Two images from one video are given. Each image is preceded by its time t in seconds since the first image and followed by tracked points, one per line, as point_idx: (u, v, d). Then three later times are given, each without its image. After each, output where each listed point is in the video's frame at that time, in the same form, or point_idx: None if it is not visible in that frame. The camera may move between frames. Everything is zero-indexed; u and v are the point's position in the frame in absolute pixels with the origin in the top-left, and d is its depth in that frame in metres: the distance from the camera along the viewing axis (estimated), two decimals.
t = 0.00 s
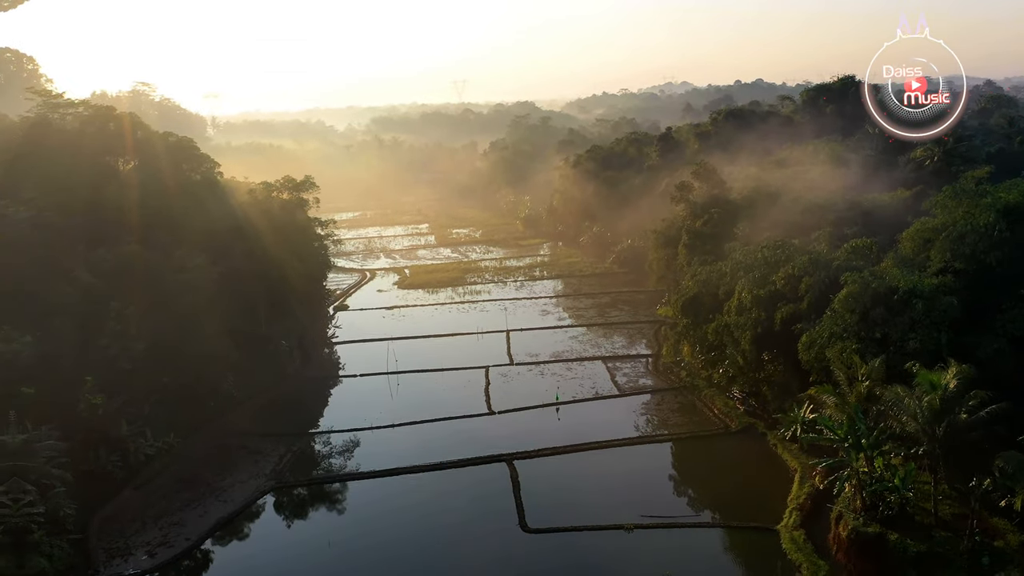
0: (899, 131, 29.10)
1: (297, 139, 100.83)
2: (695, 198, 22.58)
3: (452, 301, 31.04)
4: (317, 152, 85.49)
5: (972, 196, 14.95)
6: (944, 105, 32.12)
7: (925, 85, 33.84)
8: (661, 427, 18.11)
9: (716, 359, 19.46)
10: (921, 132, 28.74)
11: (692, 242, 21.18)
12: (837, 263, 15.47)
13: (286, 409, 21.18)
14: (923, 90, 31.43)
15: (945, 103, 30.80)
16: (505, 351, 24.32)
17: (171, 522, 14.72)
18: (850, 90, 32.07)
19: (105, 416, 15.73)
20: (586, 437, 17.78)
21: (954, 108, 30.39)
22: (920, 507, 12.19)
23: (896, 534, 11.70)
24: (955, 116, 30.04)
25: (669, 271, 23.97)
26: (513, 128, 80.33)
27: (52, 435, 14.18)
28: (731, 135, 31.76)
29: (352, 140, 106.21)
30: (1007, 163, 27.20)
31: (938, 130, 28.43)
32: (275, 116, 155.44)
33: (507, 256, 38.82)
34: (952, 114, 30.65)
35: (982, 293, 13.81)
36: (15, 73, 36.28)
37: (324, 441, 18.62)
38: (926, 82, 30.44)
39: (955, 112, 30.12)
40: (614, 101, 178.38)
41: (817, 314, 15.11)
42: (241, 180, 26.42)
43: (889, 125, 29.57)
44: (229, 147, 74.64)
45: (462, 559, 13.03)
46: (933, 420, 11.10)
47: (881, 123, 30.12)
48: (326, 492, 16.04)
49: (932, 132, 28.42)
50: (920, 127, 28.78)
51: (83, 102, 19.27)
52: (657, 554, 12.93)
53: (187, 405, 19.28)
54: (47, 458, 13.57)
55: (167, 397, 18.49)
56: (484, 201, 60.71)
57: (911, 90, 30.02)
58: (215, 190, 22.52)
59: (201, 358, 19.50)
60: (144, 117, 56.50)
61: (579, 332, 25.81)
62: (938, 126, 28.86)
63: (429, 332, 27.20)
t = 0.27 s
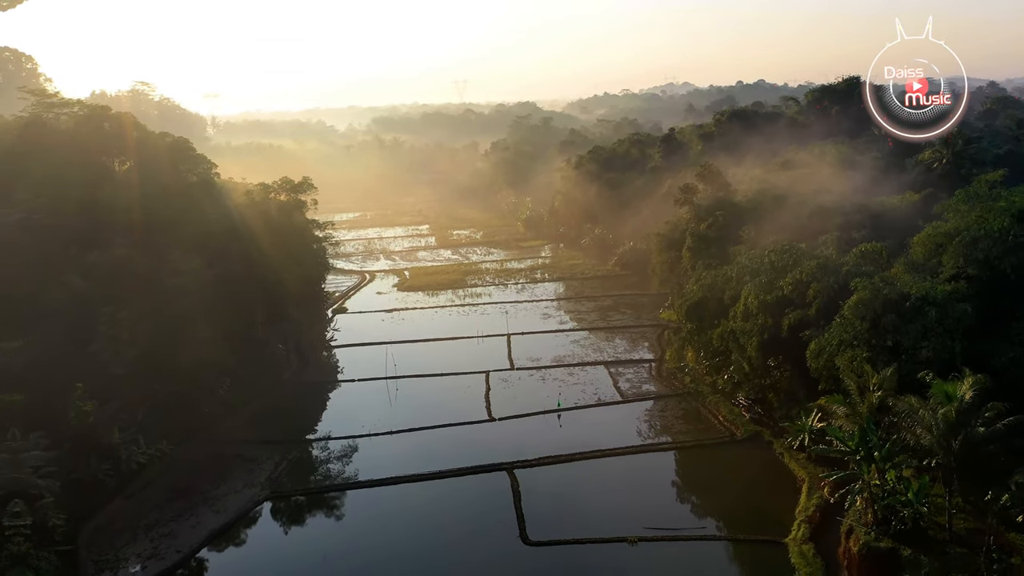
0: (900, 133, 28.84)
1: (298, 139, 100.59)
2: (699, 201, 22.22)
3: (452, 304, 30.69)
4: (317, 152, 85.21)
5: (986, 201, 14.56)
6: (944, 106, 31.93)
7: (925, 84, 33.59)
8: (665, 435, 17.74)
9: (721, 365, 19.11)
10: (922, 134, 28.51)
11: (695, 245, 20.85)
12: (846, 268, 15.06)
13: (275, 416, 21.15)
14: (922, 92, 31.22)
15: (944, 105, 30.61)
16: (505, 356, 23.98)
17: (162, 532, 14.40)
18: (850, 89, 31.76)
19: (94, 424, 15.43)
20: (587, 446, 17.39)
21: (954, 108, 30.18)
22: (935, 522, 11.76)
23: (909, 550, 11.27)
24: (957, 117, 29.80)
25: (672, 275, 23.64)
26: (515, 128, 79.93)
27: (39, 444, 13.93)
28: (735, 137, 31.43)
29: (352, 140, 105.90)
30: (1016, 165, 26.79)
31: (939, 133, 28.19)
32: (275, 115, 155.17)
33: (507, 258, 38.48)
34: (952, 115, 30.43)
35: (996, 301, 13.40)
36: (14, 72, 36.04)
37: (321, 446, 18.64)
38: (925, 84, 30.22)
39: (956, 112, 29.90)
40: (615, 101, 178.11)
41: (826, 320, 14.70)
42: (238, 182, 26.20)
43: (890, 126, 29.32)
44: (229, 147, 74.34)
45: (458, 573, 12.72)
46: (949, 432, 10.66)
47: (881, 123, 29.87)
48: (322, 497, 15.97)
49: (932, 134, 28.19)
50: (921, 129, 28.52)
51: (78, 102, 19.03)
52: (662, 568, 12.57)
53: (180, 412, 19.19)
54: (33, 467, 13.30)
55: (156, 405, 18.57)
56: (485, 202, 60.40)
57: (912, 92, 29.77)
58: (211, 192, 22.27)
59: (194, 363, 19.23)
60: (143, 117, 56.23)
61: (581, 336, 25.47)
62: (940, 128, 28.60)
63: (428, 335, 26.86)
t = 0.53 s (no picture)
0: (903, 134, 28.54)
1: (299, 137, 100.29)
2: (704, 204, 21.85)
3: (452, 306, 30.32)
4: (318, 151, 84.92)
5: (1001, 208, 14.18)
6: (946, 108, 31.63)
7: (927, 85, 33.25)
8: (668, 444, 17.36)
9: (725, 371, 18.74)
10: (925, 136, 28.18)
11: (700, 249, 20.50)
12: (857, 275, 14.66)
13: (269, 420, 20.80)
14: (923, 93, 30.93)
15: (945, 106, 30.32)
16: (506, 360, 23.61)
17: (152, 541, 14.08)
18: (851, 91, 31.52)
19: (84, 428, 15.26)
20: (589, 454, 17.00)
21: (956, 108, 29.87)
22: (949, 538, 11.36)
23: (922, 568, 10.86)
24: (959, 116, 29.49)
25: (676, 279, 23.28)
26: (517, 128, 79.53)
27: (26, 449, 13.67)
28: (739, 139, 31.07)
29: (353, 139, 105.59)
30: None
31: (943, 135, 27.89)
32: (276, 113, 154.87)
33: (508, 259, 38.11)
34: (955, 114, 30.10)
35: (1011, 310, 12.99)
36: (13, 68, 35.75)
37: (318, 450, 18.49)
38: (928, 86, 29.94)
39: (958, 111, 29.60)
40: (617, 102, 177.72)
41: (835, 328, 14.33)
42: (236, 181, 25.97)
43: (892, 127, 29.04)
44: (230, 145, 74.08)
45: None
46: (965, 447, 10.26)
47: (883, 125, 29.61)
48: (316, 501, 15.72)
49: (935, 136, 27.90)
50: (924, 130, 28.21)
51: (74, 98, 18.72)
52: None
53: (173, 415, 19.00)
54: (17, 474, 13.09)
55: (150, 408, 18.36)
56: (486, 202, 60.04)
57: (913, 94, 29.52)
58: (207, 191, 21.99)
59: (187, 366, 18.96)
60: (144, 114, 56.02)
61: (583, 340, 25.10)
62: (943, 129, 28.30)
63: (427, 338, 26.50)
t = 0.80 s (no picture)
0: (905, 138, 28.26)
1: (301, 134, 99.92)
2: (709, 208, 21.50)
3: (452, 307, 29.98)
4: (320, 148, 84.57)
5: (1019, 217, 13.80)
6: (949, 111, 31.40)
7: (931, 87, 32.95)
8: (670, 453, 17.00)
9: (730, 379, 18.39)
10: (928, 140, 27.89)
11: (704, 254, 20.15)
12: (868, 283, 14.22)
13: (262, 423, 20.48)
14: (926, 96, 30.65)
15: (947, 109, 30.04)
16: (506, 364, 23.26)
17: (139, 549, 14.07)
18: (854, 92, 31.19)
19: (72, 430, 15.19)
20: (589, 463, 16.63)
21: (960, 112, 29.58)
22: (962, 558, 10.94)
23: None
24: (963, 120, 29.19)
25: (679, 283, 22.91)
26: (520, 127, 79.07)
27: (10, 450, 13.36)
28: (745, 141, 30.66)
29: (356, 136, 105.23)
30: None
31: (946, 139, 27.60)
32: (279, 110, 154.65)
33: (510, 260, 37.74)
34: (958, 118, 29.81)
35: None
36: (13, 61, 35.43)
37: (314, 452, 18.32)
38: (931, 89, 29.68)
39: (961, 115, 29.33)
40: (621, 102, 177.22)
41: (844, 338, 13.93)
42: (233, 179, 25.68)
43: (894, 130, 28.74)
44: (231, 141, 73.77)
45: None
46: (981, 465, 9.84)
47: (885, 127, 29.31)
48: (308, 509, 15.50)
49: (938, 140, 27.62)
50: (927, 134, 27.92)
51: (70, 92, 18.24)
52: None
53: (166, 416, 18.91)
54: None
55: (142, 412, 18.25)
56: (489, 202, 59.65)
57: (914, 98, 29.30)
58: (205, 187, 21.66)
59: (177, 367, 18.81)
60: (145, 109, 55.73)
61: (584, 344, 24.73)
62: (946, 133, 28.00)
63: (426, 340, 26.16)
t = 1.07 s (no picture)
0: (908, 141, 27.91)
1: (303, 129, 99.59)
2: (714, 211, 21.15)
3: (451, 307, 29.62)
4: (322, 143, 84.25)
5: None
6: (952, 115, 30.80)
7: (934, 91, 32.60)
8: (671, 462, 16.63)
9: (733, 387, 18.05)
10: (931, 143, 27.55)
11: (708, 259, 19.81)
12: (878, 292, 13.80)
13: (255, 425, 20.13)
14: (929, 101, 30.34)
15: (951, 113, 29.71)
16: (504, 366, 22.90)
17: (125, 554, 13.76)
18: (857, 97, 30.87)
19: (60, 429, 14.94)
20: (588, 471, 16.25)
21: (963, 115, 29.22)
22: None
23: None
24: (966, 123, 28.83)
25: (682, 287, 22.57)
26: (522, 126, 78.65)
27: None
28: (750, 144, 30.31)
29: (358, 132, 104.90)
30: None
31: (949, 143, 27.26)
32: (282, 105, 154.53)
33: (511, 260, 37.39)
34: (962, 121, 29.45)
35: None
36: (15, 51, 35.10)
37: (309, 452, 18.16)
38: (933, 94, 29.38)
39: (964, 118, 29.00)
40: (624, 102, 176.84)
41: (852, 348, 13.51)
42: (231, 174, 25.49)
43: (897, 134, 28.40)
44: (232, 135, 73.41)
45: None
46: (996, 487, 9.50)
47: (887, 131, 28.98)
48: (299, 513, 15.18)
49: (941, 144, 27.28)
50: (930, 138, 27.57)
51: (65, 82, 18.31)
52: None
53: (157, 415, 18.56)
54: None
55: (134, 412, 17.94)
56: (490, 200, 59.32)
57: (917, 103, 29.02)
58: (202, 181, 21.37)
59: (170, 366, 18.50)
60: (146, 101, 55.41)
61: (585, 347, 24.40)
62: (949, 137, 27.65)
63: (425, 340, 25.80)
